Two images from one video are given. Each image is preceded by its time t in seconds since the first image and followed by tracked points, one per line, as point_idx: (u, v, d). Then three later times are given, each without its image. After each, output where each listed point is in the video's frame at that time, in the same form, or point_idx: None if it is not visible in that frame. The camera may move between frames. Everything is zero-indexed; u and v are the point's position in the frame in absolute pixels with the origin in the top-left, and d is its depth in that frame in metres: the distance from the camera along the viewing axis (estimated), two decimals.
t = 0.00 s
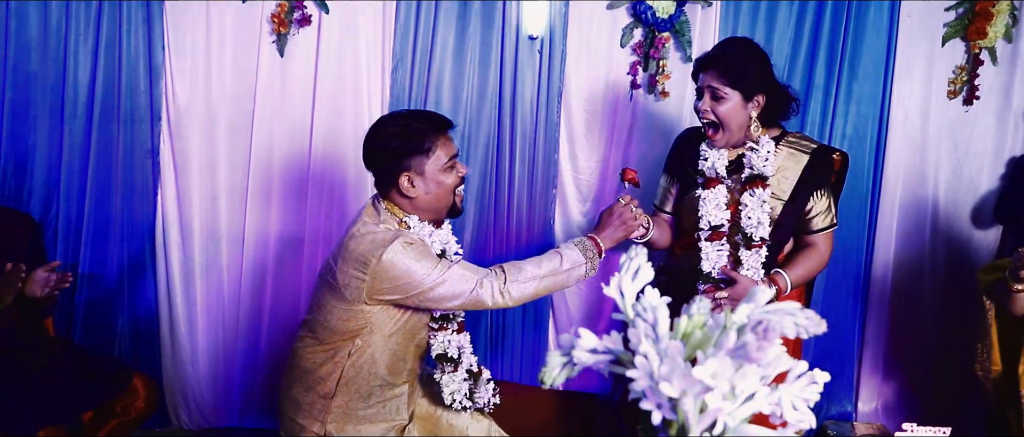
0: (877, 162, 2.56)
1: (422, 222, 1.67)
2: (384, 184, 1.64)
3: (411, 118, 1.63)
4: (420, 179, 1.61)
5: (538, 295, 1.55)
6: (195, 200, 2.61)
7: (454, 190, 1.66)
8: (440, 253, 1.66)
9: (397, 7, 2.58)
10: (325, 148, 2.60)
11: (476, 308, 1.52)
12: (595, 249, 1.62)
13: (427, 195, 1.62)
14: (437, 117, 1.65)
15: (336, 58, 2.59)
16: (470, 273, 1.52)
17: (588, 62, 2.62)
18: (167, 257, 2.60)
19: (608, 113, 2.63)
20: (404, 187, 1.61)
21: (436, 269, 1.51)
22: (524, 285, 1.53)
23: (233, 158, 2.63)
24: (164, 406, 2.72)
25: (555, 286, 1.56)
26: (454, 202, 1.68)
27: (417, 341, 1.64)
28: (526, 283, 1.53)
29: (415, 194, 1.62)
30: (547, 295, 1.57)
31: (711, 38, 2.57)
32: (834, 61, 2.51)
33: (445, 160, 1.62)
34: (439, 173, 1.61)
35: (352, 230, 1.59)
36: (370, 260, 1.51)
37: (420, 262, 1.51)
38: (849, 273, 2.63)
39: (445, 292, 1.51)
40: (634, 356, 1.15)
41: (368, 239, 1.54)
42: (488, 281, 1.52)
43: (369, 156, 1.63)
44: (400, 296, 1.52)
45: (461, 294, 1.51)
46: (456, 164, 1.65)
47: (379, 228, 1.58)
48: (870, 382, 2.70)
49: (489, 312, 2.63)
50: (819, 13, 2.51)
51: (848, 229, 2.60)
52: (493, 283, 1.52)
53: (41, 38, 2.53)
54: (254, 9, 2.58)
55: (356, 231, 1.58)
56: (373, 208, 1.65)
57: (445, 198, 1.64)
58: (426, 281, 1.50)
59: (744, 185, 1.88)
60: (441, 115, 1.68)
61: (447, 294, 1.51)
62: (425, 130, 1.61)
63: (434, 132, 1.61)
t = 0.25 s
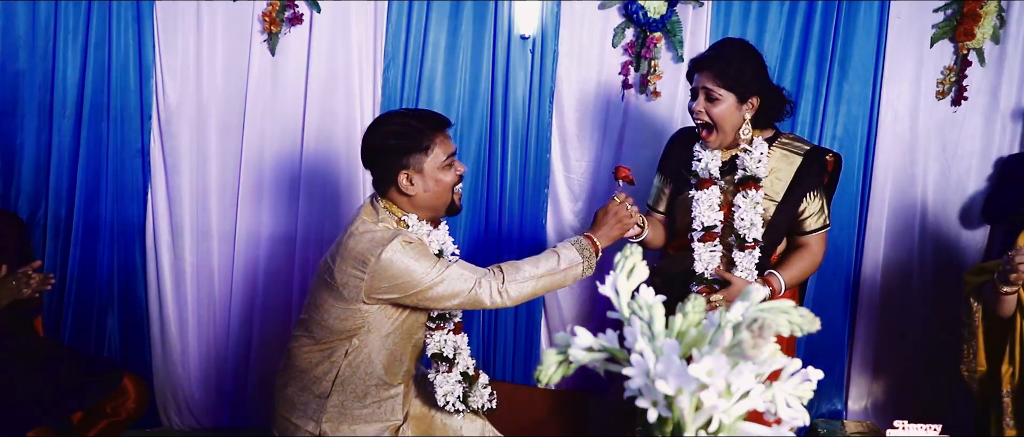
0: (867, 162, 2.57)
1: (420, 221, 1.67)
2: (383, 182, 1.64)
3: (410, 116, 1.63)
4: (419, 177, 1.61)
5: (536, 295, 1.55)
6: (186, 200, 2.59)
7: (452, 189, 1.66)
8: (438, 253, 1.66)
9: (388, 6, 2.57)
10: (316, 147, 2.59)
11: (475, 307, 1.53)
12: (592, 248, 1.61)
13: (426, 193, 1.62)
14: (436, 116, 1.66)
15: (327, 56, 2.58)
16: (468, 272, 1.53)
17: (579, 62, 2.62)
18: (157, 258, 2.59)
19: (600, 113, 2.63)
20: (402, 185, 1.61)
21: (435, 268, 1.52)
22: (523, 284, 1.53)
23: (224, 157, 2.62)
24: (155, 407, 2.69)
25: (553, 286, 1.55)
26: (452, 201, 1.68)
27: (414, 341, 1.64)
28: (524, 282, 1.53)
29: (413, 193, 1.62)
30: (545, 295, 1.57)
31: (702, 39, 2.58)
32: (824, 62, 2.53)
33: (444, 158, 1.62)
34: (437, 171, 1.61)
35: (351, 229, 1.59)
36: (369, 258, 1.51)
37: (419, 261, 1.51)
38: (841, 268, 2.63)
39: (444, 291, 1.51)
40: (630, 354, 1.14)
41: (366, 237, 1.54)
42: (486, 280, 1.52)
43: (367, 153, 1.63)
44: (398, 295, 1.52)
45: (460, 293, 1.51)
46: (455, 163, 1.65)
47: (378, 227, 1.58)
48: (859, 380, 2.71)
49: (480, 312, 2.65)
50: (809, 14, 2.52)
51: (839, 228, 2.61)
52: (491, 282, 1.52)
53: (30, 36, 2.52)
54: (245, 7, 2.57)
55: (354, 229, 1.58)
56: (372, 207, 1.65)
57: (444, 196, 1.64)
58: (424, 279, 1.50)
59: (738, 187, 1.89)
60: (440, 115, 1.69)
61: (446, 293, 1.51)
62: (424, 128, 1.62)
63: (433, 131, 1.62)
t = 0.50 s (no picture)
0: (859, 161, 2.59)
1: (419, 219, 1.67)
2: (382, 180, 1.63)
3: (410, 113, 1.63)
4: (418, 174, 1.61)
5: (535, 293, 1.55)
6: (179, 200, 2.59)
7: (451, 187, 1.66)
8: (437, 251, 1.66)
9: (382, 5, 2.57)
10: (309, 146, 2.58)
11: (473, 306, 1.53)
12: (589, 246, 1.60)
13: (425, 190, 1.62)
14: (436, 113, 1.66)
15: (321, 55, 2.58)
16: (466, 270, 1.53)
17: (573, 62, 2.62)
18: (150, 256, 2.58)
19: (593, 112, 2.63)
20: (401, 182, 1.61)
21: (433, 265, 1.52)
22: (521, 283, 1.53)
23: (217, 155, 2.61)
24: (147, 406, 2.69)
25: (551, 284, 1.56)
26: (453, 198, 1.68)
27: (411, 339, 1.63)
28: (523, 281, 1.53)
29: (412, 190, 1.62)
30: (543, 293, 1.56)
31: (695, 38, 2.58)
32: (817, 61, 2.54)
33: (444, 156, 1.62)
34: (438, 168, 1.61)
35: (349, 226, 1.59)
36: (368, 255, 1.52)
37: (417, 258, 1.52)
38: (834, 266, 2.63)
39: (442, 289, 1.51)
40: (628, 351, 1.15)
41: (365, 235, 1.55)
42: (485, 278, 1.52)
43: (366, 150, 1.63)
44: (396, 292, 1.52)
45: (459, 291, 1.51)
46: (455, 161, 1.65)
47: (376, 224, 1.58)
48: (852, 379, 2.71)
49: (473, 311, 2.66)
50: (802, 14, 2.53)
51: (831, 227, 2.62)
52: (490, 280, 1.53)
53: (21, 34, 2.50)
54: (239, 6, 2.57)
55: (353, 226, 1.59)
56: (371, 204, 1.65)
57: (443, 194, 1.64)
58: (422, 277, 1.51)
59: (731, 186, 1.90)
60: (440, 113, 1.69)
61: (445, 291, 1.51)
62: (424, 126, 1.62)
63: (432, 129, 1.62)
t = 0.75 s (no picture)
0: (851, 162, 2.60)
1: (417, 218, 1.67)
2: (380, 177, 1.63)
3: (410, 112, 1.63)
4: (417, 173, 1.61)
5: (532, 294, 1.55)
6: (172, 199, 2.58)
7: (451, 186, 1.65)
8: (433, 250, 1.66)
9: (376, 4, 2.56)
10: (303, 145, 2.58)
11: (470, 306, 1.53)
12: (586, 245, 1.61)
13: (424, 189, 1.62)
14: (435, 113, 1.66)
15: (314, 53, 2.57)
16: (464, 270, 1.53)
17: (567, 62, 2.62)
18: (142, 255, 2.57)
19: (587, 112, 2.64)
20: (400, 181, 1.61)
21: (430, 265, 1.52)
22: (518, 283, 1.53)
23: (210, 154, 2.60)
24: (139, 407, 2.67)
25: (548, 284, 1.55)
26: (452, 197, 1.67)
27: (407, 339, 1.63)
28: (520, 281, 1.53)
29: (411, 189, 1.62)
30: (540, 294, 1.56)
31: (689, 39, 2.59)
32: (810, 62, 2.54)
33: (443, 155, 1.61)
34: (437, 167, 1.61)
35: (348, 223, 1.59)
36: (365, 254, 1.52)
37: (415, 257, 1.51)
38: (825, 272, 2.65)
39: (439, 288, 1.51)
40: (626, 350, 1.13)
41: (363, 233, 1.55)
42: (482, 278, 1.52)
43: (365, 149, 1.63)
44: (393, 291, 1.52)
45: (456, 291, 1.51)
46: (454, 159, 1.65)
47: (374, 223, 1.58)
48: (844, 379, 2.72)
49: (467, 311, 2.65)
50: (795, 15, 2.54)
51: (825, 228, 2.63)
52: (488, 280, 1.52)
53: (11, 32, 2.48)
54: (232, 5, 2.56)
55: (351, 224, 1.59)
56: (369, 203, 1.65)
57: (442, 193, 1.63)
58: (419, 276, 1.50)
59: (724, 187, 1.90)
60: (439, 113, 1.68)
61: (442, 290, 1.51)
62: (422, 126, 1.61)
63: (431, 128, 1.61)
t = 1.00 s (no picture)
0: (847, 162, 2.60)
1: (415, 217, 1.68)
2: (378, 175, 1.64)
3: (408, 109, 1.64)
4: (409, 172, 1.61)
5: (530, 294, 1.54)
6: (168, 198, 2.57)
7: (445, 186, 1.64)
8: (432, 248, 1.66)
9: (373, 3, 2.56)
10: (299, 143, 2.57)
11: (467, 304, 1.53)
12: (585, 247, 1.60)
13: (416, 188, 1.62)
14: (435, 111, 1.65)
15: (311, 52, 2.56)
16: (462, 268, 1.53)
17: (564, 60, 2.62)
18: (137, 254, 2.55)
19: (583, 112, 2.64)
20: (393, 178, 1.62)
21: (428, 262, 1.52)
22: (516, 283, 1.53)
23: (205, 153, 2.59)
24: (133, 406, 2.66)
25: (547, 284, 1.55)
26: (446, 198, 1.66)
27: (406, 336, 1.63)
28: (518, 281, 1.53)
29: (404, 187, 1.62)
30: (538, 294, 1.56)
31: (686, 38, 2.59)
32: (806, 63, 2.55)
33: (438, 154, 1.61)
34: (430, 166, 1.61)
35: (348, 220, 1.60)
36: (364, 250, 1.52)
37: (413, 255, 1.51)
38: (823, 263, 2.64)
39: (437, 286, 1.51)
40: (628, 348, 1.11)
41: (362, 230, 1.55)
42: (480, 277, 1.52)
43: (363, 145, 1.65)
44: (391, 288, 1.52)
45: (454, 289, 1.51)
46: (450, 159, 1.64)
47: (373, 219, 1.58)
48: (839, 379, 2.73)
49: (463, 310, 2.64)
50: (791, 16, 2.54)
51: (821, 227, 2.63)
52: (485, 279, 1.52)
53: (6, 30, 2.48)
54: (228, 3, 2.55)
55: (351, 220, 1.59)
56: (368, 199, 1.67)
57: (434, 193, 1.63)
58: (417, 274, 1.50)
59: (720, 186, 1.91)
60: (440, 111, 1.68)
61: (440, 287, 1.51)
62: (420, 122, 1.61)
63: (429, 124, 1.61)
